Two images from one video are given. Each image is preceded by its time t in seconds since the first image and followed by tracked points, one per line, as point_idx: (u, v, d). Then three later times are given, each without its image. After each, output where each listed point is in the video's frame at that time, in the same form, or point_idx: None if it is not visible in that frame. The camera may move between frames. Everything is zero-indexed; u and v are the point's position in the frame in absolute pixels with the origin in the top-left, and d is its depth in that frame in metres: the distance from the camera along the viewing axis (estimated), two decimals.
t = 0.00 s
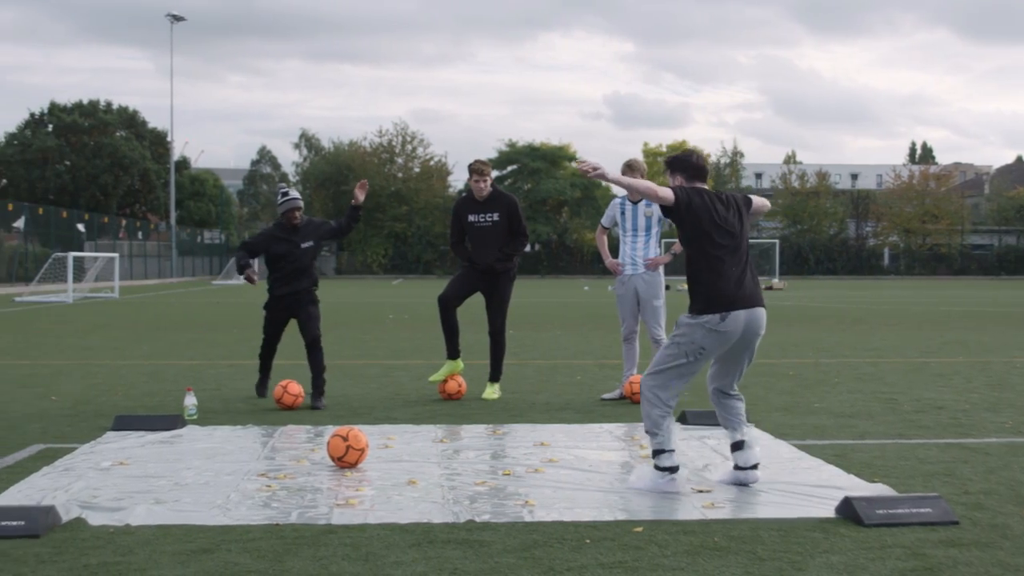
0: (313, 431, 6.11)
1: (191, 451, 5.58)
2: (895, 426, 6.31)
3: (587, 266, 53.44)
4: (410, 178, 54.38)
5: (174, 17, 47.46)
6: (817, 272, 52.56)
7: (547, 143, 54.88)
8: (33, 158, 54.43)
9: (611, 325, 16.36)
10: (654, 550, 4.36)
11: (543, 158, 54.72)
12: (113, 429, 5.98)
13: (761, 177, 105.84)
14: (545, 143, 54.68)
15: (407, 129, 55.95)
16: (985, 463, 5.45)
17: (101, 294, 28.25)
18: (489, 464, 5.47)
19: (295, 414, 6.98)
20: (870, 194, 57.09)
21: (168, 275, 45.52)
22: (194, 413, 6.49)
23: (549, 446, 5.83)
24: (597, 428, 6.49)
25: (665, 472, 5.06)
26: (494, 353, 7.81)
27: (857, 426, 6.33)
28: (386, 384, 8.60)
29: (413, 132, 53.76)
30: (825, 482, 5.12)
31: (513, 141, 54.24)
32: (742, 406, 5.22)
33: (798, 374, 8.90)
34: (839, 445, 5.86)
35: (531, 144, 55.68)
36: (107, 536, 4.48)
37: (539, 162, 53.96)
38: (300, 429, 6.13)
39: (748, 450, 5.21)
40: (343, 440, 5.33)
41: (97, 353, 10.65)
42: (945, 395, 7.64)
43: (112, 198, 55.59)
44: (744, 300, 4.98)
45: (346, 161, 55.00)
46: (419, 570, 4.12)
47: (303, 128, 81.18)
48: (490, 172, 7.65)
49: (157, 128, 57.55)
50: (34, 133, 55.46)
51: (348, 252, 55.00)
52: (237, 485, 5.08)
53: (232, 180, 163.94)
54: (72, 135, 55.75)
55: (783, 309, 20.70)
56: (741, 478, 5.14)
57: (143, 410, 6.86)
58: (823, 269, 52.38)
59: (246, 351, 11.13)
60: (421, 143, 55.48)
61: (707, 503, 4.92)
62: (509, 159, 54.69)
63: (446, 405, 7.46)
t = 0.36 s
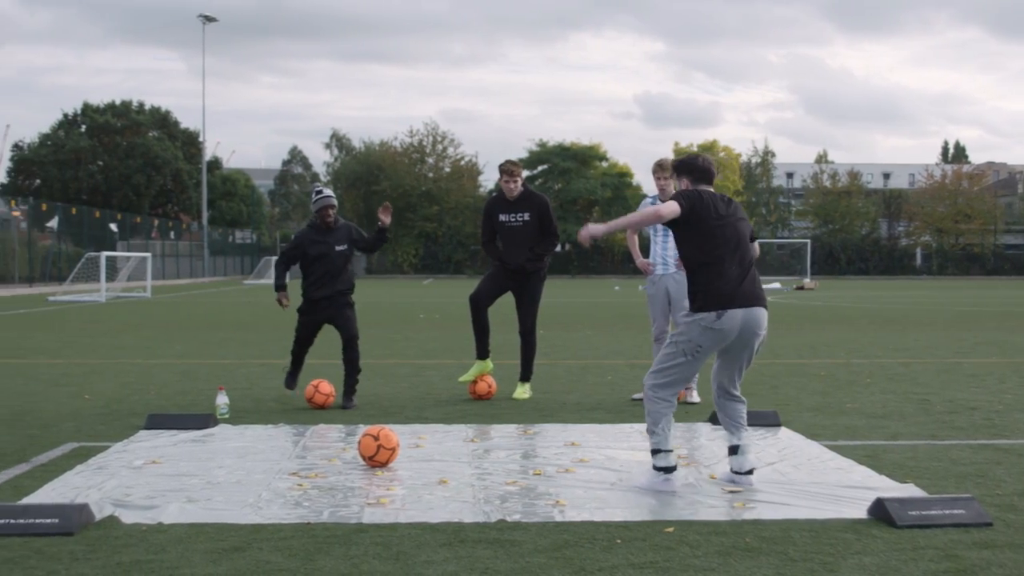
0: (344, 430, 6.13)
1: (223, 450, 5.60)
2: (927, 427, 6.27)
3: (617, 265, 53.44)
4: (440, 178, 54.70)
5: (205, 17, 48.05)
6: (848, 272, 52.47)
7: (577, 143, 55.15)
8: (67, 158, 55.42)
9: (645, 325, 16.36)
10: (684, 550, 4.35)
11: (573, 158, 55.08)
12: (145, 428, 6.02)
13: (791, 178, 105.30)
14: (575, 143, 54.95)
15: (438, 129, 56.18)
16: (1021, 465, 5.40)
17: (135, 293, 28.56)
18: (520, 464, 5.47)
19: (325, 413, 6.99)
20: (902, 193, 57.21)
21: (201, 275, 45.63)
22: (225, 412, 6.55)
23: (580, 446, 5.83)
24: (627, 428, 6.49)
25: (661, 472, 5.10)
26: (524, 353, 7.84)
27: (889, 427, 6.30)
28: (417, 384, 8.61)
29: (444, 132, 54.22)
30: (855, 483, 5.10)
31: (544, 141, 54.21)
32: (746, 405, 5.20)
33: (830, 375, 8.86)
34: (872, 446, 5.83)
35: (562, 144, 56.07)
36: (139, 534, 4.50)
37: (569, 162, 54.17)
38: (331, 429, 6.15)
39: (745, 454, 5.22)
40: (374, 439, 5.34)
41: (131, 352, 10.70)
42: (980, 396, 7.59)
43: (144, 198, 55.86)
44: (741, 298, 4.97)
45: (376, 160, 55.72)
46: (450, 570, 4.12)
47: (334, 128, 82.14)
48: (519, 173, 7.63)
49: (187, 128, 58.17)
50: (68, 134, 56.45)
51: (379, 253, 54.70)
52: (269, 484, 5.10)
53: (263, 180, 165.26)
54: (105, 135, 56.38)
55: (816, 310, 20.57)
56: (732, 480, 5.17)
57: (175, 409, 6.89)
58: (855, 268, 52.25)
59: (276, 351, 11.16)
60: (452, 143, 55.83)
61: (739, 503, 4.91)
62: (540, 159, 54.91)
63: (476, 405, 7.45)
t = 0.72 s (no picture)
0: (373, 430, 6.15)
1: (254, 449, 5.62)
2: (958, 428, 6.23)
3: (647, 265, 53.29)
4: (470, 178, 54.86)
5: (238, 18, 48.69)
6: (879, 272, 52.42)
7: (606, 143, 55.07)
8: (99, 159, 55.82)
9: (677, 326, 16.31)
10: (714, 551, 4.34)
11: (602, 158, 55.04)
12: (178, 426, 6.06)
13: (820, 177, 104.83)
14: (604, 143, 54.88)
15: (467, 130, 56.38)
16: None
17: (166, 293, 28.79)
18: (550, 464, 5.46)
19: (354, 413, 7.00)
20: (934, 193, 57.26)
21: (232, 275, 45.85)
22: (256, 411, 6.59)
23: (610, 446, 5.82)
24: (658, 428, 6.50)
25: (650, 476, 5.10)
26: (553, 354, 7.84)
27: (920, 428, 6.26)
28: (446, 383, 8.61)
29: (474, 132, 54.42)
30: (886, 484, 5.08)
31: (573, 141, 54.43)
32: (755, 404, 5.19)
33: (861, 375, 8.82)
34: (905, 447, 5.80)
35: (591, 143, 55.99)
36: (171, 532, 4.52)
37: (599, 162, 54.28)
38: (361, 428, 6.19)
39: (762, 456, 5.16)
40: (404, 439, 5.36)
41: (163, 351, 10.76)
42: (1013, 397, 7.54)
43: (174, 198, 56.70)
44: (743, 297, 4.99)
45: (406, 161, 54.93)
46: (481, 569, 4.12)
47: (364, 129, 83.15)
48: (549, 173, 7.61)
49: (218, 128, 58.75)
50: (100, 134, 56.95)
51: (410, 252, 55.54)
52: (299, 483, 5.12)
53: (292, 180, 166.47)
54: (137, 135, 56.99)
55: (847, 311, 20.44)
56: (753, 480, 5.13)
57: (207, 407, 6.94)
58: (886, 268, 52.20)
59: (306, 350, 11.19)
60: (481, 143, 55.90)
61: (771, 503, 4.89)
62: (569, 159, 54.86)
63: (506, 404, 7.45)
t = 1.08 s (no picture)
0: (403, 430, 6.18)
1: (285, 448, 5.65)
2: (991, 429, 6.19)
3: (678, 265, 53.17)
4: (500, 178, 54.98)
5: (267, 18, 49.34)
6: (911, 272, 52.15)
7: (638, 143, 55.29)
8: (130, 159, 56.48)
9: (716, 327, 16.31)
10: (745, 551, 4.32)
11: (633, 157, 55.23)
12: (209, 426, 6.09)
13: (848, 176, 104.65)
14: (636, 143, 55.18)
15: (498, 129, 56.44)
16: None
17: (197, 292, 29.05)
18: (581, 464, 5.47)
19: (384, 413, 7.01)
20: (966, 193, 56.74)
21: (263, 274, 46.06)
22: (287, 410, 6.61)
23: (640, 446, 5.83)
24: (689, 428, 6.50)
25: (658, 470, 5.13)
26: (583, 354, 7.83)
27: (953, 429, 6.21)
28: (474, 383, 8.62)
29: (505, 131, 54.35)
30: (918, 486, 5.04)
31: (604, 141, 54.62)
32: (759, 403, 5.18)
33: (892, 375, 8.77)
34: (938, 448, 5.76)
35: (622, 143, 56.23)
36: (202, 530, 4.54)
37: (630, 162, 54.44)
38: (391, 427, 6.22)
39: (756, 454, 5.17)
40: (435, 438, 5.37)
41: (194, 350, 10.84)
42: None
43: (206, 198, 57.20)
44: (742, 297, 4.98)
45: (437, 161, 55.50)
46: (511, 569, 4.11)
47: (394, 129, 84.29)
48: (579, 174, 7.61)
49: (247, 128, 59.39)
50: (132, 134, 57.71)
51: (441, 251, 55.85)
52: (330, 482, 5.14)
53: (323, 180, 168.03)
54: (169, 135, 57.66)
55: (878, 310, 20.38)
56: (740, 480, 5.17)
57: (237, 406, 6.98)
58: (918, 268, 51.89)
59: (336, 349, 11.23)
60: (511, 142, 55.88)
61: (801, 504, 4.87)
62: (600, 158, 55.10)
63: (535, 403, 7.44)
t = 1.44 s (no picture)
0: (426, 430, 6.19)
1: (309, 447, 5.66)
2: (1019, 431, 6.14)
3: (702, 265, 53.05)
4: (524, 178, 54.97)
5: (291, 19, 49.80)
6: (936, 272, 51.77)
7: (662, 143, 55.65)
8: (156, 159, 56.77)
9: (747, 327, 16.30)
10: (769, 552, 4.29)
11: (657, 157, 55.53)
12: (234, 425, 6.11)
13: (873, 177, 104.17)
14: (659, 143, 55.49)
15: (522, 130, 56.51)
16: None
17: (221, 292, 29.22)
18: (605, 465, 5.46)
19: (407, 413, 7.02)
20: (992, 193, 56.31)
21: (287, 273, 46.21)
22: (312, 410, 6.63)
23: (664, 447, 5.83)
24: (714, 428, 6.49)
25: (648, 470, 5.12)
26: (608, 354, 7.84)
27: (978, 431, 6.18)
28: (498, 383, 8.63)
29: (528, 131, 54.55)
30: (943, 486, 5.01)
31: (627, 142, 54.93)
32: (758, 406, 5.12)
33: (915, 376, 8.74)
34: (965, 450, 5.71)
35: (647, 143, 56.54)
36: (227, 529, 4.55)
37: (653, 162, 54.61)
38: (414, 427, 6.23)
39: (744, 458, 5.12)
40: (458, 438, 5.38)
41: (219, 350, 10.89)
42: None
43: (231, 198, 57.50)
44: (742, 298, 4.94)
45: (460, 161, 56.14)
46: (535, 569, 4.10)
47: (419, 130, 84.93)
48: (602, 175, 7.59)
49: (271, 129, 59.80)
50: (158, 135, 58.08)
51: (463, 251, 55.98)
52: (354, 481, 5.15)
53: (347, 180, 169.14)
54: (194, 136, 58.01)
55: (906, 310, 20.27)
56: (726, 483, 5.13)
57: (261, 406, 7.00)
58: (943, 268, 51.50)
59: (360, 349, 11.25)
60: (535, 143, 55.99)
61: (824, 505, 4.84)
62: (624, 159, 55.55)
63: (556, 404, 7.42)
